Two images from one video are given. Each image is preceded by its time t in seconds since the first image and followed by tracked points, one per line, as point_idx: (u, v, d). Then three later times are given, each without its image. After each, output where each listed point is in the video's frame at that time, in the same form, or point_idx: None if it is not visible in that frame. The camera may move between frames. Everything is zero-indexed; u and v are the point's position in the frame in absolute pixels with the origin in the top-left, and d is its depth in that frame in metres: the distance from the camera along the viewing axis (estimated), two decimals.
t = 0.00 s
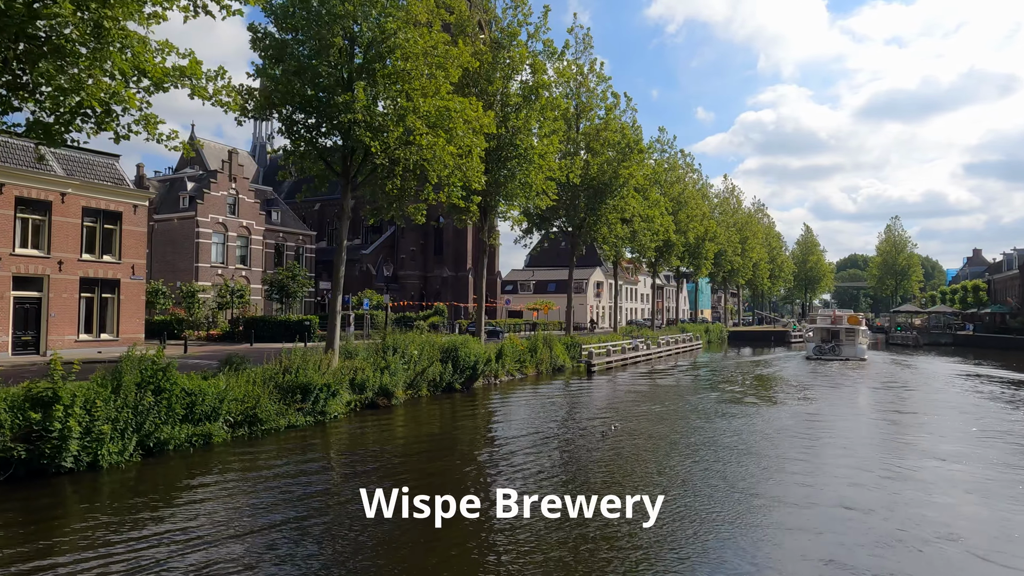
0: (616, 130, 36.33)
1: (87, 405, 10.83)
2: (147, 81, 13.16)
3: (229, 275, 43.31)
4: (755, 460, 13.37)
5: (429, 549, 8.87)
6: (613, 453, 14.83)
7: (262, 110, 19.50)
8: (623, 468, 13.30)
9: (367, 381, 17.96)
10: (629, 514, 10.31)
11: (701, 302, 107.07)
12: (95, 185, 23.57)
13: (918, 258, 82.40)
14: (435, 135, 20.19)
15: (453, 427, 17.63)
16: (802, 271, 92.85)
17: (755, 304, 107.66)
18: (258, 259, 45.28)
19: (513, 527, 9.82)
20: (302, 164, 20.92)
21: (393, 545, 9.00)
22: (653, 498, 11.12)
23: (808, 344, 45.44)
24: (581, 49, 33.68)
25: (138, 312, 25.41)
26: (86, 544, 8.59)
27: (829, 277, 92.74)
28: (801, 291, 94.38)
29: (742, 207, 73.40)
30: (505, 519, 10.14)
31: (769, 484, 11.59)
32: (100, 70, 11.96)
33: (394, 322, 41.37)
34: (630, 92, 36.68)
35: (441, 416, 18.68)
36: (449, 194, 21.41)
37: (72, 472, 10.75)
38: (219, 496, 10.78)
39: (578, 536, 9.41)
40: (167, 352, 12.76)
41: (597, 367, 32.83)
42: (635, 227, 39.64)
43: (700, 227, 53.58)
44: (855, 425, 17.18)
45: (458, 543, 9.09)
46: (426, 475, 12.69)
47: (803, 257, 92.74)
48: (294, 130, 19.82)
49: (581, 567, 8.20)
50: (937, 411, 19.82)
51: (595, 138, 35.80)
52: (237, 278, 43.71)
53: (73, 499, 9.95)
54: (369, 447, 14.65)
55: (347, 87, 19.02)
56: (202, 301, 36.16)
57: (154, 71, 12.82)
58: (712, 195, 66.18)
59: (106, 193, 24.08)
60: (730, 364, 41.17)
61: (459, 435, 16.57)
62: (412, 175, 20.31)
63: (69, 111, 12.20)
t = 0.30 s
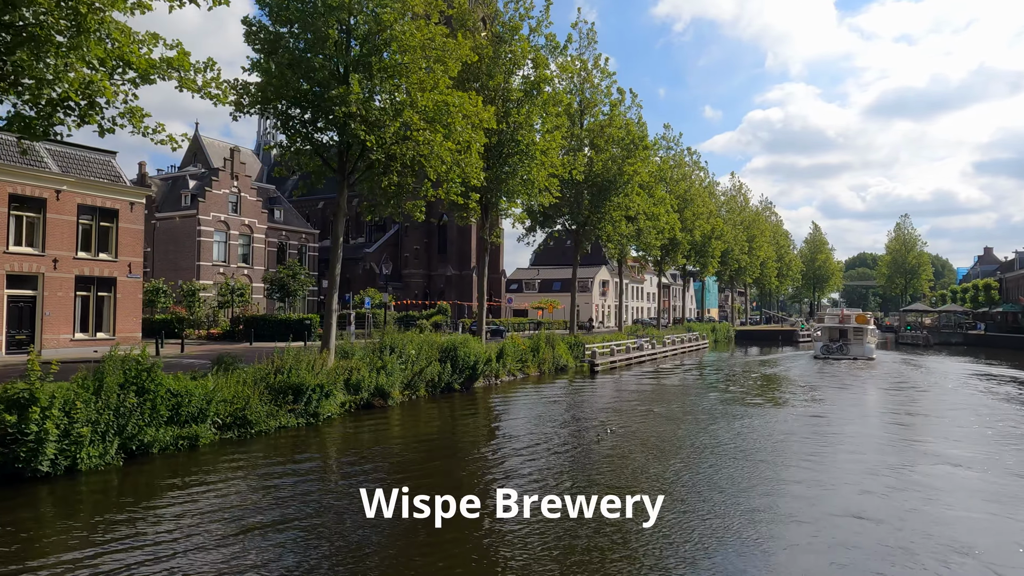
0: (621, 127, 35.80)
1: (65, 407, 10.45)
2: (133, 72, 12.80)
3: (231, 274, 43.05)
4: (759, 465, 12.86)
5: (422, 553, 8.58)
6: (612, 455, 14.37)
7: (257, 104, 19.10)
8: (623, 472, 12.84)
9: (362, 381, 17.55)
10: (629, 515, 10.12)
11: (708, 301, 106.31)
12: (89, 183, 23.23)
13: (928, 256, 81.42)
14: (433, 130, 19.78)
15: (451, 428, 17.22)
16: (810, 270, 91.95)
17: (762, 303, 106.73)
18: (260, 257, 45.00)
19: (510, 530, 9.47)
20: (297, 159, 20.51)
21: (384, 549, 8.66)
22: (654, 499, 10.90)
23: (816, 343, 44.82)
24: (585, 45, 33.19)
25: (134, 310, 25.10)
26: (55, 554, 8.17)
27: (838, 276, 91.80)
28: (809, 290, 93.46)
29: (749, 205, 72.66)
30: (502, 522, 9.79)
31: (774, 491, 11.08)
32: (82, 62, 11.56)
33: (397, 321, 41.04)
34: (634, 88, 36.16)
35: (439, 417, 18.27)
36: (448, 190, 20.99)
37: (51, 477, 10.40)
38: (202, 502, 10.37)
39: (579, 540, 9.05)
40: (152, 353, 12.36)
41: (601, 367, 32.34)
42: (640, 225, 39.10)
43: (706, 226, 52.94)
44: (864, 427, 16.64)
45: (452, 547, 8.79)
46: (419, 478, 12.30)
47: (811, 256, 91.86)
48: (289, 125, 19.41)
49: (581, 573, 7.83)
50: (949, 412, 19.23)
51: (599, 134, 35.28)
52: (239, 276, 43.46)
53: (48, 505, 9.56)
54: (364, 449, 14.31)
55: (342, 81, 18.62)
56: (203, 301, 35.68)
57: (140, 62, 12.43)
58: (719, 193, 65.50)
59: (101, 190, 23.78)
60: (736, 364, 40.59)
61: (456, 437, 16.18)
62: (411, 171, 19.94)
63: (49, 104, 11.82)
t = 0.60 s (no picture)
0: (626, 122, 35.25)
1: (43, 408, 10.09)
2: (117, 63, 12.49)
3: (234, 271, 42.87)
4: (765, 468, 12.36)
5: (414, 559, 8.23)
6: (613, 457, 13.92)
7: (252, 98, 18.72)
8: (623, 475, 12.39)
9: (359, 381, 17.18)
10: (629, 515, 9.87)
11: (716, 300, 105.48)
12: (86, 179, 22.98)
13: (940, 254, 80.30)
14: (432, 124, 19.39)
15: (450, 428, 16.83)
16: (819, 267, 90.97)
17: (771, 301, 105.80)
18: (263, 255, 44.80)
19: (507, 534, 9.08)
20: (294, 154, 20.15)
21: (369, 556, 8.31)
22: (654, 499, 10.70)
23: (825, 342, 44.18)
24: (589, 38, 32.65)
25: (133, 308, 24.85)
26: (23, 562, 7.80)
27: (848, 274, 90.79)
28: (819, 288, 92.48)
29: (758, 202, 71.85)
30: (499, 527, 9.42)
31: (779, 496, 10.60)
32: (61, 51, 11.16)
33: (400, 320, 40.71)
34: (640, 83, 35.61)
35: (439, 417, 17.86)
36: (447, 186, 20.56)
37: (29, 480, 10.07)
38: (184, 506, 10.00)
39: (574, 545, 8.71)
40: (137, 352, 12.00)
41: (605, 366, 31.84)
42: (646, 222, 38.54)
43: (714, 222, 52.27)
44: (874, 429, 16.12)
45: (445, 553, 8.44)
46: (413, 482, 11.91)
47: (820, 254, 90.87)
48: (285, 119, 19.06)
49: None
50: (963, 414, 18.64)
51: (604, 129, 34.73)
52: (242, 274, 43.27)
53: (23, 510, 9.20)
54: (358, 450, 13.97)
55: (339, 73, 18.22)
56: (204, 298, 36.16)
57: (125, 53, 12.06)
58: (727, 190, 64.78)
59: (98, 187, 23.51)
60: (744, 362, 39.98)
61: (455, 438, 15.78)
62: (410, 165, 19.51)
63: (26, 95, 11.41)
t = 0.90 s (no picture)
0: (631, 117, 34.71)
1: (19, 411, 9.71)
2: (101, 54, 12.21)
3: (237, 270, 42.66)
4: (769, 475, 11.84)
5: (404, 573, 7.78)
6: (612, 461, 13.43)
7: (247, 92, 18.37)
8: (621, 480, 11.92)
9: (354, 381, 16.78)
10: (623, 525, 9.44)
11: (723, 298, 104.64)
12: (82, 176, 22.70)
13: (951, 252, 79.24)
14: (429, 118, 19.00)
15: (447, 430, 16.41)
16: (829, 266, 89.98)
17: (780, 300, 104.79)
18: (266, 254, 44.56)
19: (506, 549, 8.62)
20: (291, 149, 19.76)
21: (347, 567, 7.92)
22: (650, 506, 10.26)
23: (834, 341, 43.47)
24: (593, 33, 32.13)
25: (130, 306, 24.59)
26: None
27: (858, 272, 89.76)
28: (828, 287, 91.48)
29: (766, 200, 71.07)
30: (497, 540, 8.95)
31: (785, 506, 10.07)
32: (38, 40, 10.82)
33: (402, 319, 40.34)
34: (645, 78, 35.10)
35: (437, 419, 17.37)
36: (445, 182, 20.14)
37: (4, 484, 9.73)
38: (162, 513, 9.60)
39: (564, 558, 8.31)
40: (120, 352, 11.63)
41: (609, 365, 31.32)
42: (651, 219, 37.99)
43: (721, 220, 51.63)
44: (884, 432, 15.59)
45: (428, 565, 8.03)
46: (404, 488, 11.46)
47: (830, 252, 89.89)
48: (281, 114, 18.70)
49: None
50: (976, 417, 18.01)
51: (609, 125, 34.20)
52: (245, 272, 43.05)
53: None
54: (349, 453, 13.58)
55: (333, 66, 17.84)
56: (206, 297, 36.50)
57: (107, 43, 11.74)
58: (734, 187, 64.10)
59: (93, 184, 23.25)
60: (751, 362, 39.35)
61: (453, 440, 15.32)
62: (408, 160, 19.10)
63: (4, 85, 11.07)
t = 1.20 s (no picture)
0: (636, 110, 34.14)
1: None
2: (81, 42, 11.84)
3: (239, 266, 42.42)
4: (773, 478, 11.34)
5: None
6: (611, 463, 12.96)
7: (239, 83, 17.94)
8: (620, 483, 11.46)
9: (347, 379, 16.37)
10: (616, 531, 9.00)
11: (731, 295, 103.75)
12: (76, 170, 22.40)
13: (963, 248, 78.14)
14: (425, 110, 18.60)
15: (443, 429, 15.98)
16: (838, 262, 89.00)
17: (789, 296, 103.82)
18: (268, 249, 44.31)
19: (511, 556, 8.18)
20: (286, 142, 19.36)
21: None
22: (646, 512, 9.81)
23: (842, 337, 42.78)
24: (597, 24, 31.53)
25: (126, 303, 24.33)
26: None
27: (867, 268, 88.72)
28: (838, 283, 90.50)
29: (774, 195, 70.21)
30: (497, 548, 8.47)
31: (790, 513, 9.57)
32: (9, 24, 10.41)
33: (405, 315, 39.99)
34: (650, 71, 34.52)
35: (433, 418, 16.95)
36: (444, 175, 19.66)
37: None
38: (138, 517, 9.22)
39: (553, 565, 7.88)
40: (101, 349, 11.28)
41: (613, 362, 30.81)
42: (656, 214, 37.42)
43: (728, 216, 50.94)
44: (893, 434, 15.04)
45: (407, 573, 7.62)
46: (393, 490, 11.03)
47: (839, 248, 88.94)
48: (275, 106, 18.29)
49: None
50: (990, 417, 17.42)
51: (613, 118, 33.61)
52: (247, 268, 42.81)
53: None
54: (340, 453, 13.19)
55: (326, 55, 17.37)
56: (207, 293, 36.33)
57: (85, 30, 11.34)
58: (742, 182, 63.34)
59: (88, 178, 22.95)
60: (758, 359, 38.74)
61: (449, 440, 14.90)
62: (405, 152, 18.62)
63: None
